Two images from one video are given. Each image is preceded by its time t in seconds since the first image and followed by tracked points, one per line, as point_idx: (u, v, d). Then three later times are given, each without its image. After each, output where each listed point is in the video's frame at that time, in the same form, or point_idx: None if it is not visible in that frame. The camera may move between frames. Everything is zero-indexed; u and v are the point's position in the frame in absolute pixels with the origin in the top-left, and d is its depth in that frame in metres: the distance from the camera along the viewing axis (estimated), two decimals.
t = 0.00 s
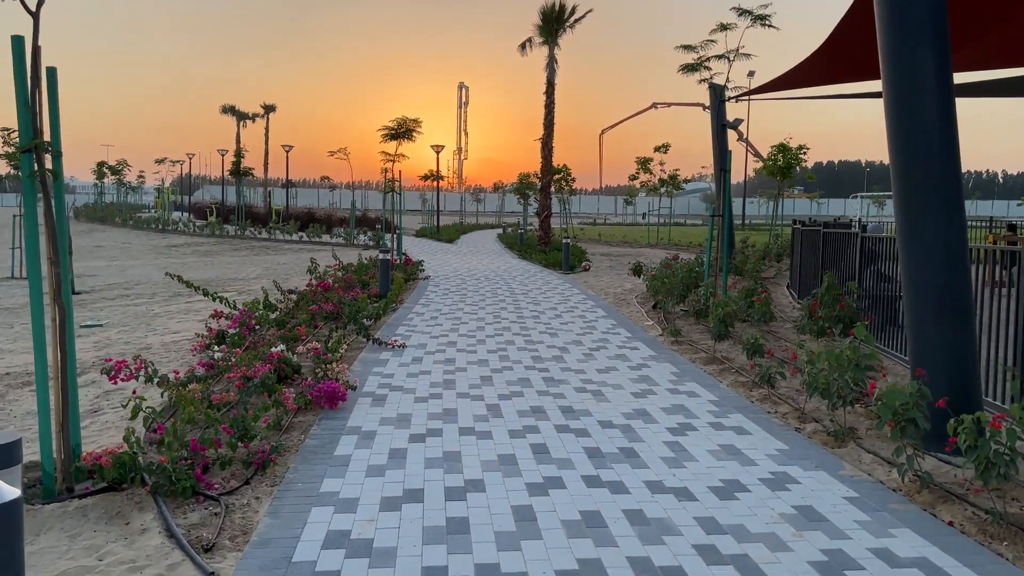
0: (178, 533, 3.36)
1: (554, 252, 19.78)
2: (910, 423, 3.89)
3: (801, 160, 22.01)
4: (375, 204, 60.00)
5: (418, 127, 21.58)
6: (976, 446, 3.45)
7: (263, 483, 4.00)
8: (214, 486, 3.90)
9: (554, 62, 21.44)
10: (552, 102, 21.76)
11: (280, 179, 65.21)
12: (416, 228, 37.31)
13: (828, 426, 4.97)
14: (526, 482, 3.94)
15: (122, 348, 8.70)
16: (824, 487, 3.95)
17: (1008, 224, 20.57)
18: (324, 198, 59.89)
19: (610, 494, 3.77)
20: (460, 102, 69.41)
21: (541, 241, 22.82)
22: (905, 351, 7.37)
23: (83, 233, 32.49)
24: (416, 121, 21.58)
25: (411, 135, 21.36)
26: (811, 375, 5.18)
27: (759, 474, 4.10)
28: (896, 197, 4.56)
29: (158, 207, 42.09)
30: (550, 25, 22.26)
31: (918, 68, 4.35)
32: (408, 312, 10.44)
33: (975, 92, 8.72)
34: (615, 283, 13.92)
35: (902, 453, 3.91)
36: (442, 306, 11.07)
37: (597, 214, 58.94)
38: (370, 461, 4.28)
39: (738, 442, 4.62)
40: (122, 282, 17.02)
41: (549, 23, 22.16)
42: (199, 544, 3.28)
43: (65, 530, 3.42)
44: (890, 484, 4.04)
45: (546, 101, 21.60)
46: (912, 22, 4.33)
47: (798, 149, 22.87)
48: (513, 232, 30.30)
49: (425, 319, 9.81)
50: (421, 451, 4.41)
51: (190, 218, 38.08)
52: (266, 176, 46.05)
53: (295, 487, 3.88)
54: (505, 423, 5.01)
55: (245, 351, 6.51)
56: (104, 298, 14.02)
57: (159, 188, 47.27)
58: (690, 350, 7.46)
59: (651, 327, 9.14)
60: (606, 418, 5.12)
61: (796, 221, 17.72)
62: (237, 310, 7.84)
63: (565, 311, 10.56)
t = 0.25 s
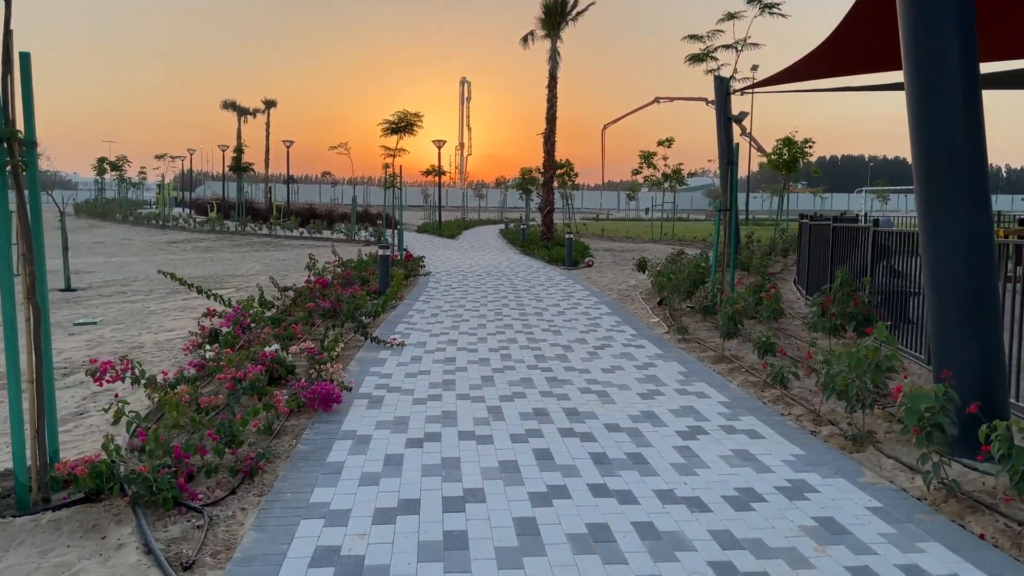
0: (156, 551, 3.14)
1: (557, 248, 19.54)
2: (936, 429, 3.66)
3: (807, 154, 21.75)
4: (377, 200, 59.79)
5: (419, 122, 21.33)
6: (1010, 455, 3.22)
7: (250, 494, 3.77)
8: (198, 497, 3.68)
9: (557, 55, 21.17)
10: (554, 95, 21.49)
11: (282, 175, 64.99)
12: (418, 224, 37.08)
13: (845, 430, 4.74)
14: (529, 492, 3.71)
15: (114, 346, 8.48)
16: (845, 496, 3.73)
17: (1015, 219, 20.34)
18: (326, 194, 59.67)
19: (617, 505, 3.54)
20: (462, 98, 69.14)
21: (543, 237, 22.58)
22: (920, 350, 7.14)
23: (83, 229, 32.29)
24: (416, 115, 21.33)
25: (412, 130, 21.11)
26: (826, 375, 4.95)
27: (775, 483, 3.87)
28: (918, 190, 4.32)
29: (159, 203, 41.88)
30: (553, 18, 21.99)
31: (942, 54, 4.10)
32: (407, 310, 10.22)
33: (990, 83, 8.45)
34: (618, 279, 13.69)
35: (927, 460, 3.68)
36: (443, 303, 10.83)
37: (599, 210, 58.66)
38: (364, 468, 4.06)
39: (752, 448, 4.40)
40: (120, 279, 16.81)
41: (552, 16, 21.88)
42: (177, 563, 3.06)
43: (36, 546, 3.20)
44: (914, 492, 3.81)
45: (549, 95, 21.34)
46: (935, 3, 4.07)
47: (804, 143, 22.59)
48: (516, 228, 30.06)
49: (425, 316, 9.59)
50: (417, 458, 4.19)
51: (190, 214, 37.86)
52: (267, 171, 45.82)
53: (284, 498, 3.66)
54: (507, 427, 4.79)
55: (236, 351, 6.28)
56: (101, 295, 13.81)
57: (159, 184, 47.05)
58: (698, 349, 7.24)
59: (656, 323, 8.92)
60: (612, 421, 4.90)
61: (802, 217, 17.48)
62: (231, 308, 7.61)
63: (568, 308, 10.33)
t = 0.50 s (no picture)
0: None
1: (560, 245, 19.29)
2: (965, 442, 3.42)
3: (813, 149, 21.45)
4: (379, 196, 59.55)
5: (420, 117, 21.06)
6: None
7: (232, 511, 3.56)
8: (177, 514, 3.47)
9: (559, 49, 20.88)
10: (557, 90, 21.21)
11: (283, 171, 64.77)
12: (420, 220, 36.83)
13: (864, 439, 4.50)
14: (530, 508, 3.48)
15: (105, 348, 8.25)
16: (867, 513, 3.50)
17: None
18: (327, 190, 59.43)
19: (624, 524, 3.31)
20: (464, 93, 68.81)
21: (546, 233, 22.33)
22: (936, 350, 6.90)
23: (83, 226, 32.10)
24: (417, 111, 21.08)
25: (412, 125, 20.85)
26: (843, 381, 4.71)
27: (792, 498, 3.64)
28: (941, 189, 4.08)
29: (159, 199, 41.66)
30: (555, 11, 21.69)
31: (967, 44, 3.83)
32: (406, 309, 9.98)
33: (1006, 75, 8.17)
34: (622, 277, 13.43)
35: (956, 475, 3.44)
36: (443, 302, 10.60)
37: (602, 206, 58.35)
38: (356, 481, 3.84)
39: (766, 459, 4.17)
40: (117, 277, 16.58)
41: (555, 9, 21.58)
42: None
43: None
44: (941, 509, 3.57)
45: (552, 89, 21.06)
46: None
47: (811, 137, 22.29)
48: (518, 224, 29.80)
49: (425, 316, 9.35)
50: (412, 470, 3.96)
51: (191, 211, 37.62)
52: (268, 168, 45.58)
53: (269, 515, 3.43)
54: (507, 435, 4.56)
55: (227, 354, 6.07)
56: (96, 295, 13.58)
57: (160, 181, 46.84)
58: (706, 350, 7.00)
59: (662, 323, 8.68)
60: (618, 429, 4.66)
61: (809, 212, 17.20)
62: (223, 308, 7.38)
63: (571, 307, 10.08)
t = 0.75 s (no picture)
0: None
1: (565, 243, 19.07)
2: (1000, 457, 3.20)
3: (820, 146, 21.21)
4: (382, 194, 59.37)
5: (423, 114, 20.85)
6: None
7: (220, 530, 3.36)
8: (160, 534, 3.26)
9: (564, 45, 20.64)
10: (561, 87, 20.97)
11: (287, 169, 64.62)
12: (424, 218, 36.64)
13: (887, 450, 4.28)
14: (536, 527, 3.27)
15: (99, 350, 8.06)
16: (895, 534, 3.29)
17: None
18: (330, 187, 59.27)
19: (636, 545, 3.10)
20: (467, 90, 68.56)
21: (550, 231, 22.12)
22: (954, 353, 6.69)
23: (85, 224, 31.96)
24: (419, 108, 20.85)
25: (415, 122, 20.64)
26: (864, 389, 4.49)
27: (814, 517, 3.45)
28: (972, 187, 3.86)
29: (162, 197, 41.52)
30: (560, 7, 21.44)
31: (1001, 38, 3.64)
32: (408, 309, 9.78)
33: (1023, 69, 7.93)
34: (627, 276, 13.22)
35: (990, 492, 3.23)
36: (446, 302, 10.39)
37: (606, 203, 58.11)
38: (352, 495, 3.64)
39: (784, 473, 3.96)
40: (116, 276, 16.40)
41: (559, 5, 21.35)
42: None
43: None
44: (974, 528, 3.36)
45: (556, 86, 20.83)
46: None
47: (818, 134, 22.04)
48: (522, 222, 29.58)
49: (427, 316, 9.15)
50: (411, 484, 3.75)
51: (193, 209, 37.46)
52: (271, 166, 45.42)
53: (258, 534, 3.23)
54: (511, 445, 4.35)
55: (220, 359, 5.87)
56: (94, 294, 13.39)
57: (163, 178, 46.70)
58: (716, 352, 6.79)
59: (670, 324, 8.47)
60: (627, 438, 4.45)
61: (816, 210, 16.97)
62: (219, 310, 7.18)
63: (576, 307, 9.85)
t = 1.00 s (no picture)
0: None
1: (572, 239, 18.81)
2: None
3: (830, 140, 20.89)
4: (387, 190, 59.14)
5: (427, 108, 20.59)
6: None
7: (209, 545, 3.13)
8: (144, 550, 3.03)
9: (571, 39, 20.36)
10: (567, 81, 20.72)
11: (291, 166, 64.42)
12: (429, 214, 36.39)
13: (918, 458, 4.04)
14: (548, 543, 3.04)
15: (95, 349, 7.84)
16: (935, 551, 3.05)
17: None
18: (335, 184, 59.06)
19: (656, 565, 2.86)
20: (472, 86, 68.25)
21: (556, 228, 21.84)
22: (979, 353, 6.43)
23: (89, 220, 31.82)
24: (424, 102, 20.60)
25: (420, 117, 20.39)
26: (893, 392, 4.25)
27: (846, 532, 3.20)
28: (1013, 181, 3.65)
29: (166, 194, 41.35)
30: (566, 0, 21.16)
31: None
32: (412, 307, 9.55)
33: None
34: (636, 273, 12.97)
35: None
36: (451, 300, 10.16)
37: (613, 199, 57.79)
38: (350, 507, 3.41)
39: (810, 483, 3.72)
40: (118, 273, 16.20)
41: None
42: None
43: None
44: (1020, 545, 3.11)
45: (563, 80, 20.55)
46: None
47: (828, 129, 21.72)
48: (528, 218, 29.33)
49: (432, 315, 8.91)
50: (414, 494, 3.52)
51: (197, 205, 37.28)
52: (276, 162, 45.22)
53: (249, 551, 3.01)
54: (520, 452, 4.12)
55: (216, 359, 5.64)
56: (94, 291, 13.19)
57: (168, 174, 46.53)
58: (731, 352, 6.54)
59: (682, 322, 8.22)
60: (643, 445, 4.21)
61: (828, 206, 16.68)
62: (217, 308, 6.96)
63: (584, 305, 9.62)
